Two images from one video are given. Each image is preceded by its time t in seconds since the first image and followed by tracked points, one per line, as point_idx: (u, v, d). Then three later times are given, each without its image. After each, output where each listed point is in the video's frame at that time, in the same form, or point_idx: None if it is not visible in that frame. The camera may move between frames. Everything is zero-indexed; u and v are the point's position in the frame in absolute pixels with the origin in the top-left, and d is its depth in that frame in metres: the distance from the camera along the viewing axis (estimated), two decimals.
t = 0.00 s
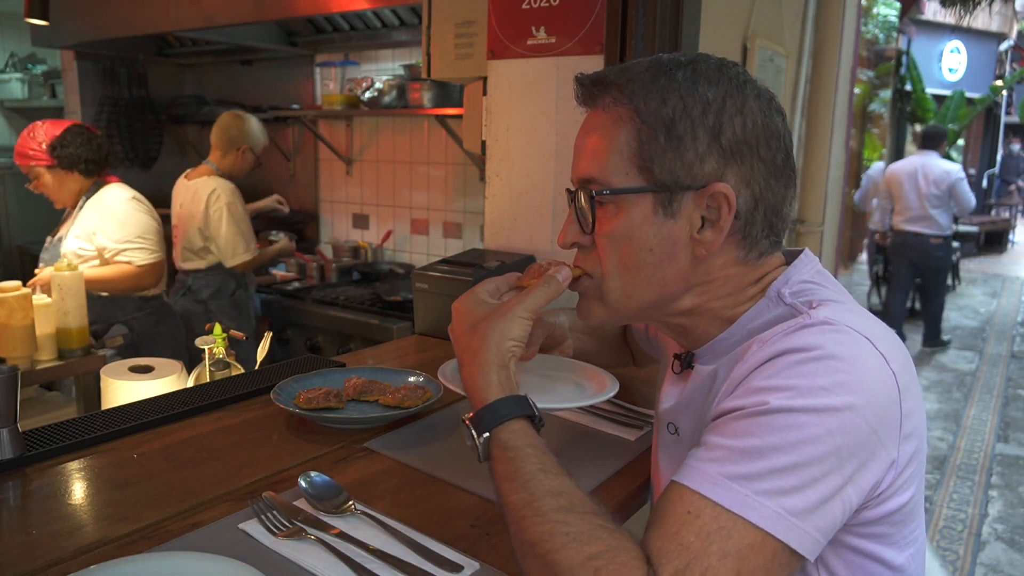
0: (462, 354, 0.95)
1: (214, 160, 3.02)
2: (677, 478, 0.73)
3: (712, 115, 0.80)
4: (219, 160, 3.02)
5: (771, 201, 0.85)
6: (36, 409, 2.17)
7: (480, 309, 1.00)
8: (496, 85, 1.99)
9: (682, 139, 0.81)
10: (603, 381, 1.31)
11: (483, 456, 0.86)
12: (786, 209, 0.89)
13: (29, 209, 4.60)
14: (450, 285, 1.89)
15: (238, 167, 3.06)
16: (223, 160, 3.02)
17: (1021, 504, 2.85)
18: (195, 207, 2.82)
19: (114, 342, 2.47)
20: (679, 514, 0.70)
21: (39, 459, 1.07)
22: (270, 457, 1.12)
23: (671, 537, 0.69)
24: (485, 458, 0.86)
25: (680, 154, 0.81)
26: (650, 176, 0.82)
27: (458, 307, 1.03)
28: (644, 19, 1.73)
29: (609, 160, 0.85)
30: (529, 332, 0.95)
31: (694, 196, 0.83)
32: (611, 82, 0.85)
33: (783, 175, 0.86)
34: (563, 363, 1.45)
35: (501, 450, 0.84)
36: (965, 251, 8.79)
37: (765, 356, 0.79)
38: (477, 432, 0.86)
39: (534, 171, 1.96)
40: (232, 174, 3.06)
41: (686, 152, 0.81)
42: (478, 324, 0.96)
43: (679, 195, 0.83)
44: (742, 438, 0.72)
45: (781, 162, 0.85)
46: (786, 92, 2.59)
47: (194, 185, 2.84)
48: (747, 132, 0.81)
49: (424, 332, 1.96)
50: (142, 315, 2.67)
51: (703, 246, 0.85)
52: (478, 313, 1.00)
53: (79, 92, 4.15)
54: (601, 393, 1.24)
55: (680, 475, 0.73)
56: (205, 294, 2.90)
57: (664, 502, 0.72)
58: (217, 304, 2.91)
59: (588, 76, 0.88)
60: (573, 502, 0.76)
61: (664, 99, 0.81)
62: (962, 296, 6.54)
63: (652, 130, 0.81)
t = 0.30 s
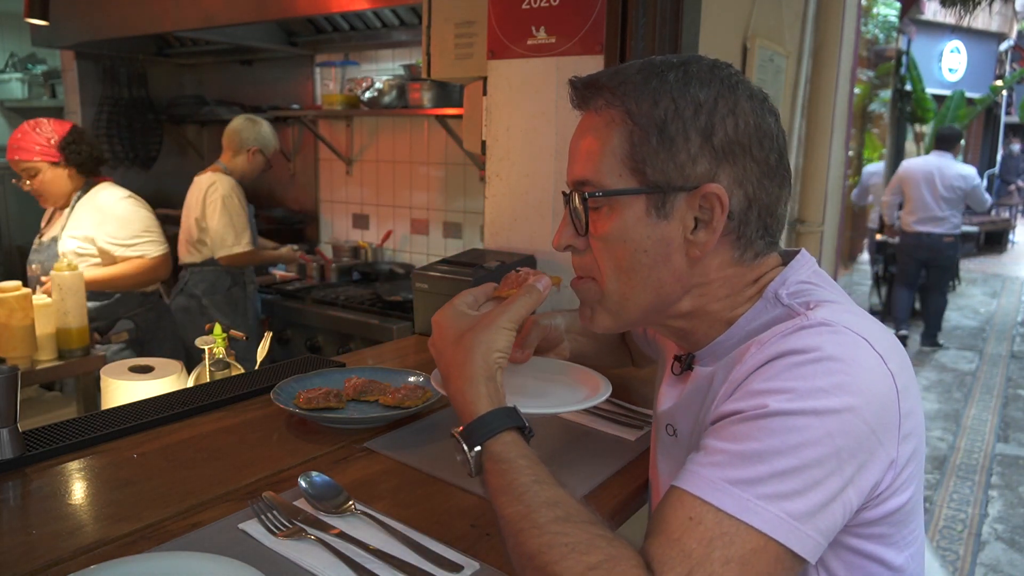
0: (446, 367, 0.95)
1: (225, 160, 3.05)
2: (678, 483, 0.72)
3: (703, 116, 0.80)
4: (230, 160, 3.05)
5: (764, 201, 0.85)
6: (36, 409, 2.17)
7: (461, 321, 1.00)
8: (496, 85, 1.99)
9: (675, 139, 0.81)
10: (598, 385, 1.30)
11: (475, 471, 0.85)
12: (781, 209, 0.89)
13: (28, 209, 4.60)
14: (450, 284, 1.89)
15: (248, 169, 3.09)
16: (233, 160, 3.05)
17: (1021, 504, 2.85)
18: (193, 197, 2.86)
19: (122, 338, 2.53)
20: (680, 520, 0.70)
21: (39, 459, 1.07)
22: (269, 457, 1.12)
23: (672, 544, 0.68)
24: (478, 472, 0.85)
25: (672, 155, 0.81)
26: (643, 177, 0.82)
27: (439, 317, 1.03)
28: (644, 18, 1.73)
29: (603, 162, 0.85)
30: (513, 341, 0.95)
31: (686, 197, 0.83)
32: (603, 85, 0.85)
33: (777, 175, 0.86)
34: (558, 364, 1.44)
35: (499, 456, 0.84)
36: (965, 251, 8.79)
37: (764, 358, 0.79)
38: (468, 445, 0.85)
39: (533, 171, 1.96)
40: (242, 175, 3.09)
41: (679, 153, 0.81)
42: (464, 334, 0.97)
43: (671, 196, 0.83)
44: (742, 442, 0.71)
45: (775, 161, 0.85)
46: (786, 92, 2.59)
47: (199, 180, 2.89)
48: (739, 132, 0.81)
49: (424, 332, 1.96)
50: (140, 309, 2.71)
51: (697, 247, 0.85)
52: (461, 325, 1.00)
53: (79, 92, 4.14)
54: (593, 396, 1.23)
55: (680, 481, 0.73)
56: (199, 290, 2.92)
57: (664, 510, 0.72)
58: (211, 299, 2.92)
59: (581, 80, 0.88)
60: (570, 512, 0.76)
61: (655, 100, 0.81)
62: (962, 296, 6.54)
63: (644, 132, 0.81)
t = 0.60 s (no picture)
0: (436, 391, 0.95)
1: (228, 160, 3.06)
2: (683, 491, 0.72)
3: (689, 116, 0.80)
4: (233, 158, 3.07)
5: (757, 198, 0.85)
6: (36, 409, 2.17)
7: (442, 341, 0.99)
8: (496, 85, 1.99)
9: (662, 142, 0.81)
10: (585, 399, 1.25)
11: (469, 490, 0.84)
12: (774, 207, 0.88)
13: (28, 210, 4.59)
14: (451, 285, 1.89)
15: (252, 168, 3.09)
16: (236, 160, 3.06)
17: (1021, 504, 2.85)
18: (193, 198, 2.90)
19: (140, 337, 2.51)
20: (687, 530, 0.69)
21: (39, 459, 1.07)
22: (267, 457, 1.12)
23: (679, 555, 0.68)
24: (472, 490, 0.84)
25: (660, 157, 0.81)
26: (633, 180, 0.82)
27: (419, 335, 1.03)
28: (643, 19, 1.74)
29: (593, 166, 0.85)
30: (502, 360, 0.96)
31: (677, 198, 0.82)
32: (590, 91, 0.85)
33: (768, 172, 0.86)
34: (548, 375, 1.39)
35: (501, 467, 0.83)
36: (965, 251, 8.79)
37: (766, 362, 0.78)
38: (463, 464, 0.84)
39: (533, 171, 1.96)
40: (245, 175, 3.09)
41: (666, 154, 0.81)
42: (456, 349, 0.96)
43: (662, 197, 0.82)
44: (746, 448, 0.71)
45: (765, 158, 0.85)
46: (786, 92, 2.60)
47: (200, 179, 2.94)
48: (727, 130, 0.81)
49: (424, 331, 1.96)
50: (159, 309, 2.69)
51: (692, 247, 0.85)
52: (445, 345, 0.99)
53: (79, 92, 4.14)
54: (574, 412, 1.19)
55: (684, 489, 0.72)
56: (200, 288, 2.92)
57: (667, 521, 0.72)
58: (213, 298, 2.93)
59: (569, 87, 0.88)
60: (571, 528, 0.75)
61: (641, 102, 0.81)
62: (961, 296, 6.54)
63: (631, 135, 0.81)
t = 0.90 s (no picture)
0: (428, 424, 0.93)
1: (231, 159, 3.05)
2: (702, 504, 0.72)
3: (697, 113, 0.80)
4: (238, 157, 3.06)
5: (766, 193, 0.85)
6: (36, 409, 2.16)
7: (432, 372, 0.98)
8: (496, 86, 1.99)
9: (669, 140, 0.81)
10: (565, 419, 1.18)
11: (472, 520, 0.82)
12: (783, 203, 0.88)
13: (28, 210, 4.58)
14: (451, 284, 1.89)
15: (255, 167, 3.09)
16: (239, 159, 3.06)
17: (1021, 504, 2.85)
18: (201, 200, 2.86)
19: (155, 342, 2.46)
20: (706, 544, 0.69)
21: (40, 459, 1.07)
22: (268, 457, 1.12)
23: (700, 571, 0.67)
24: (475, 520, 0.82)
25: (668, 155, 0.81)
26: (641, 179, 0.82)
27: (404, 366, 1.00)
28: (643, 19, 1.75)
29: (600, 166, 0.85)
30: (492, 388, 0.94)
31: (685, 195, 0.82)
32: (596, 91, 0.86)
33: (777, 167, 0.86)
34: (528, 393, 1.33)
35: (507, 484, 0.83)
36: (965, 251, 8.79)
37: (780, 370, 0.78)
38: (467, 493, 0.82)
39: (534, 171, 1.96)
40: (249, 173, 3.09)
41: (674, 152, 0.81)
42: (449, 377, 0.95)
43: (671, 196, 0.82)
44: (765, 460, 0.71)
45: (774, 154, 0.85)
46: (786, 92, 2.60)
47: (207, 180, 2.90)
48: (734, 126, 0.82)
49: (424, 331, 1.96)
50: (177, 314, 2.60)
51: (702, 245, 0.85)
52: (432, 377, 0.97)
53: (79, 92, 4.14)
54: (549, 435, 1.12)
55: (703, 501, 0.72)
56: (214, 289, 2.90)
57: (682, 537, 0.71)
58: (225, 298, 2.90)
59: (575, 88, 0.88)
60: (583, 550, 0.75)
61: (648, 101, 0.81)
62: (961, 296, 6.54)
63: (639, 134, 0.82)
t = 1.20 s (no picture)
0: (448, 462, 0.89)
1: (241, 160, 3.07)
2: (733, 519, 0.72)
3: (706, 110, 0.81)
4: (246, 159, 3.08)
5: (780, 187, 0.85)
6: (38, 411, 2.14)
7: (439, 408, 0.94)
8: (496, 86, 1.99)
9: (680, 138, 0.81)
10: (548, 450, 1.11)
11: (494, 553, 0.81)
12: (797, 197, 0.88)
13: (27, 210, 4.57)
14: (451, 284, 1.89)
15: (263, 167, 3.11)
16: (249, 160, 3.08)
17: (1021, 504, 2.86)
18: (216, 203, 2.90)
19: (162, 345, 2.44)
20: (739, 559, 0.69)
21: (39, 459, 1.07)
22: (270, 456, 1.12)
23: None
24: (499, 553, 0.81)
25: (679, 154, 0.81)
26: (654, 179, 0.83)
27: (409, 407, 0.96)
28: (643, 19, 1.76)
29: (611, 169, 0.86)
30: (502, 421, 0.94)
31: (698, 194, 0.83)
32: (606, 93, 0.87)
33: (790, 161, 0.86)
34: (512, 415, 1.25)
35: (518, 498, 0.83)
36: (965, 251, 8.79)
37: (804, 377, 0.78)
38: (492, 524, 0.81)
39: (534, 172, 1.96)
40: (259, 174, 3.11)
41: (686, 151, 0.81)
42: (466, 410, 0.93)
43: (684, 195, 0.83)
44: (795, 471, 0.71)
45: (786, 148, 0.85)
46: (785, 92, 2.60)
47: (218, 184, 2.93)
48: (745, 122, 0.82)
49: (425, 332, 1.96)
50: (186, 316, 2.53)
51: (719, 242, 0.85)
52: (444, 413, 0.94)
53: (79, 92, 4.15)
54: (529, 469, 1.04)
55: (734, 515, 0.72)
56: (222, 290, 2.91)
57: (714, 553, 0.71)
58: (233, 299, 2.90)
59: (586, 92, 0.90)
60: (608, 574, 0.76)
61: (658, 101, 0.82)
62: (961, 296, 6.54)
63: (649, 134, 0.83)
